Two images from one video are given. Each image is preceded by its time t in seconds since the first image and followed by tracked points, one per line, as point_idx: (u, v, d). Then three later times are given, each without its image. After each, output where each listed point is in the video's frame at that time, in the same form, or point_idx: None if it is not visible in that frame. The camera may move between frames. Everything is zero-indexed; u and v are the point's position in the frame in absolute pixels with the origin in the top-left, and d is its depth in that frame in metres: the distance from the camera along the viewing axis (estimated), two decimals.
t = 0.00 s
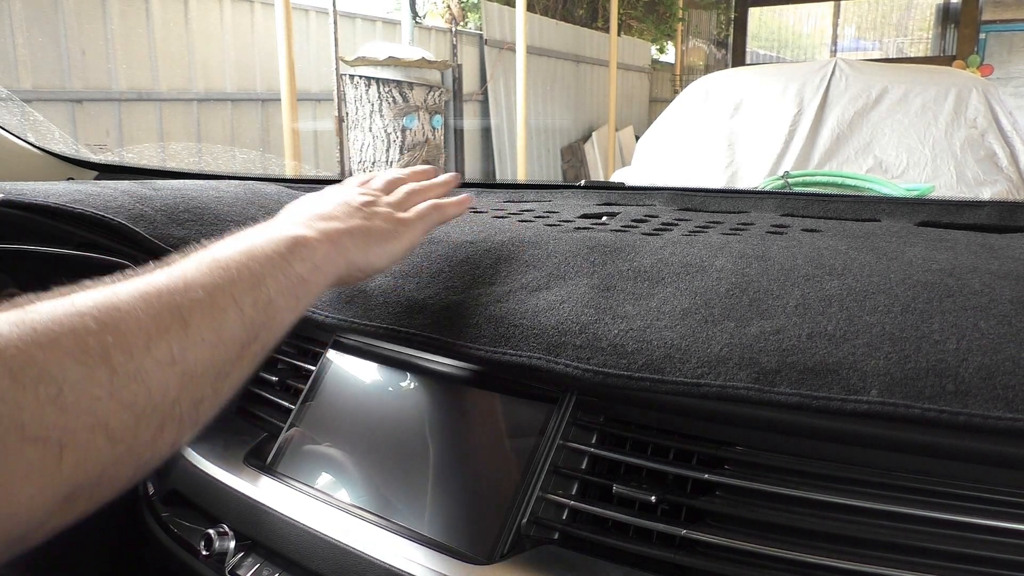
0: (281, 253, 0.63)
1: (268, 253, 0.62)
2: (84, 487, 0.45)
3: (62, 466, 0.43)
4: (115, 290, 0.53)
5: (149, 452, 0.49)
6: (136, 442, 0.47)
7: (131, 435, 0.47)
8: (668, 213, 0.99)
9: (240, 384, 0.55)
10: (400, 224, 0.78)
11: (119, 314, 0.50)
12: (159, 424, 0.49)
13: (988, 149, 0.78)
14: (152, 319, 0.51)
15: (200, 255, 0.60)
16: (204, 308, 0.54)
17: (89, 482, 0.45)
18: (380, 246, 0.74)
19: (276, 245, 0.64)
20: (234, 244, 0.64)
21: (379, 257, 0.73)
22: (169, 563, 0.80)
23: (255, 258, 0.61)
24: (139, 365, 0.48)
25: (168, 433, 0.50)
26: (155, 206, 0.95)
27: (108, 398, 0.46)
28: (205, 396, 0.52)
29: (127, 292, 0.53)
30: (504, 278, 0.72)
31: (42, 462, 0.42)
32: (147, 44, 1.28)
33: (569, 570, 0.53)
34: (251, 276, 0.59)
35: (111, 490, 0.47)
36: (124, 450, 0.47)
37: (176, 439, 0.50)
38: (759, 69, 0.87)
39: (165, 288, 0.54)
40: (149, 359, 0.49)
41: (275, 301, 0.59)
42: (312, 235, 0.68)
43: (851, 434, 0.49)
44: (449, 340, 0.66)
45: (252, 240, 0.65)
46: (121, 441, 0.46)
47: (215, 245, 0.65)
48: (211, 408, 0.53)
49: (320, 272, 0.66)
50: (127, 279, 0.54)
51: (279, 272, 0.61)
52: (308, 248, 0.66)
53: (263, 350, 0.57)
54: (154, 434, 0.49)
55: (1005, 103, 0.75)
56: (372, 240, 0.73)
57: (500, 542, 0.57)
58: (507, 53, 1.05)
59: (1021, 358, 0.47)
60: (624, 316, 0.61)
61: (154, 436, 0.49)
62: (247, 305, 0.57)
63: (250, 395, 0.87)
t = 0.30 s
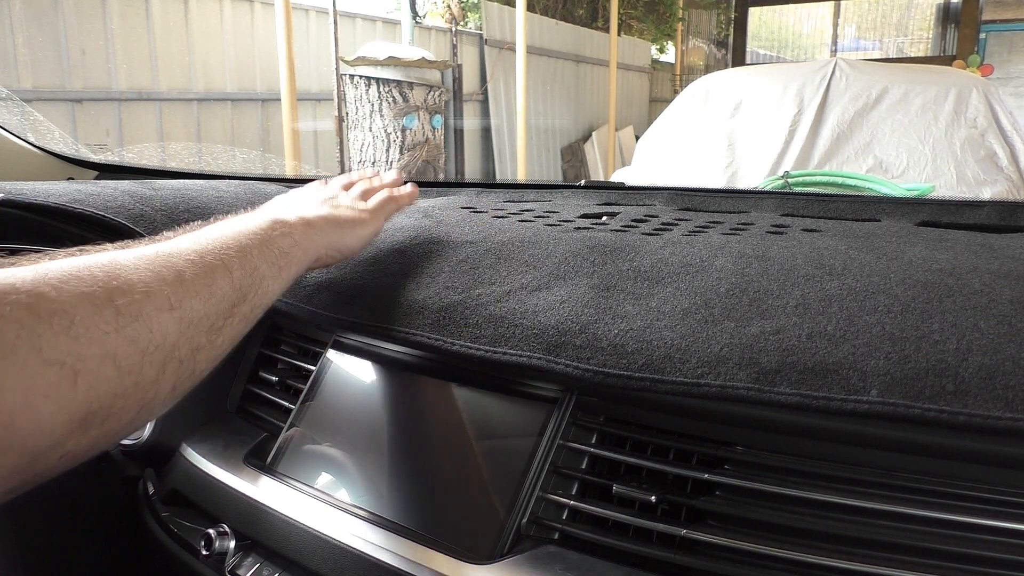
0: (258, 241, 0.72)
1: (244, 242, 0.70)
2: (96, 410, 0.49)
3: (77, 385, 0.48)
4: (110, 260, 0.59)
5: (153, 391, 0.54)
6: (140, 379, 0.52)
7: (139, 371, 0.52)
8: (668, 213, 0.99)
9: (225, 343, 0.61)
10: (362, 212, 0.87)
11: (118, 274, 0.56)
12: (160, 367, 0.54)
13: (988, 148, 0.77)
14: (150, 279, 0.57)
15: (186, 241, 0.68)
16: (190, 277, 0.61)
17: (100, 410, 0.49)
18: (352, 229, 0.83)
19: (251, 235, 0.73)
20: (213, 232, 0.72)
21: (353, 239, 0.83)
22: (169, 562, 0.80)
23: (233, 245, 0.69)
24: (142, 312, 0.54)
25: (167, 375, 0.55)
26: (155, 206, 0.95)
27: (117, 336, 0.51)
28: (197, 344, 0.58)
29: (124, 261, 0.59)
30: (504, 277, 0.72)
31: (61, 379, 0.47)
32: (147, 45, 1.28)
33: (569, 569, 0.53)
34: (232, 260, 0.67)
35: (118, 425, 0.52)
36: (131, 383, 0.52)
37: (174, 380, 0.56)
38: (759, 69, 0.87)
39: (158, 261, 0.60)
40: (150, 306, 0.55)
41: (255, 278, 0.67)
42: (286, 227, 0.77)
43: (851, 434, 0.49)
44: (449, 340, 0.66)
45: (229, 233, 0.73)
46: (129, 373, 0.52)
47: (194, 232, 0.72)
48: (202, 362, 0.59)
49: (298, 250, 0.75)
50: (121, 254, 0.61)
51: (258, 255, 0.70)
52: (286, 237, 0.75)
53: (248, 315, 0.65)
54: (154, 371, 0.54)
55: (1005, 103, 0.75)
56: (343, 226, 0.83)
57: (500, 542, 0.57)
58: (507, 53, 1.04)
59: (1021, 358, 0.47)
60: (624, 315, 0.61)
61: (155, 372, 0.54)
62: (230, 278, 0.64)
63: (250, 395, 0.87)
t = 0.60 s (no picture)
0: (261, 258, 0.72)
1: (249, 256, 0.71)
2: (100, 418, 0.50)
3: (81, 393, 0.49)
4: (116, 270, 0.60)
5: (156, 400, 0.55)
6: (143, 388, 0.54)
7: (142, 380, 0.54)
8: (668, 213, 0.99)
9: (228, 356, 0.63)
10: (373, 230, 0.84)
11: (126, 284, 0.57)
12: (164, 376, 0.56)
13: (988, 148, 0.77)
14: (156, 290, 0.58)
15: (191, 255, 0.69)
16: (195, 289, 0.62)
17: (104, 417, 0.50)
18: (359, 248, 0.79)
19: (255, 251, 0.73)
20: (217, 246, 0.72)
21: (358, 259, 0.78)
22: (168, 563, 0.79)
23: (238, 260, 0.70)
24: (148, 323, 0.55)
25: (170, 385, 0.56)
26: (156, 207, 0.95)
27: (122, 345, 0.53)
28: (199, 356, 0.59)
29: (132, 271, 0.60)
30: (504, 277, 0.72)
31: (65, 387, 0.48)
32: (147, 45, 1.28)
33: (568, 569, 0.53)
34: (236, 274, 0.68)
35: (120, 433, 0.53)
36: (136, 391, 0.53)
37: (178, 390, 0.57)
38: (759, 69, 0.87)
39: (165, 274, 0.62)
40: (155, 316, 0.56)
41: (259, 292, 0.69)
42: (289, 247, 0.76)
43: (851, 434, 0.49)
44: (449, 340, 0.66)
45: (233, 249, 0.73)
46: (132, 382, 0.53)
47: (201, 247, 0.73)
48: (205, 373, 0.60)
49: (303, 268, 0.75)
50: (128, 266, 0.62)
51: (261, 271, 0.71)
52: (287, 256, 0.74)
53: (250, 330, 0.66)
54: (158, 382, 0.55)
55: (1005, 103, 0.75)
56: (349, 244, 0.80)
57: (500, 542, 0.57)
58: (507, 53, 1.05)
59: (1021, 358, 0.47)
60: (624, 315, 0.61)
61: (158, 383, 0.55)
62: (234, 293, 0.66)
63: (250, 395, 0.87)
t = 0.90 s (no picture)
0: (259, 253, 0.72)
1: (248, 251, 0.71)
2: (87, 397, 0.50)
3: (66, 371, 0.49)
4: (112, 259, 0.60)
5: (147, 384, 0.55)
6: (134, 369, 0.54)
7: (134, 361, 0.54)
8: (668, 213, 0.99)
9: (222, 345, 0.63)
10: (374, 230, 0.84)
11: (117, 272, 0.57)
12: (156, 359, 0.56)
13: (988, 149, 0.77)
14: (149, 278, 0.59)
15: (189, 248, 0.69)
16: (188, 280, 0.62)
17: (92, 396, 0.50)
18: (359, 247, 0.79)
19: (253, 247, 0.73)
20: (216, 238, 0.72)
21: (358, 258, 0.78)
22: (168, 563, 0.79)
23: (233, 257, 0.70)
24: (138, 306, 0.56)
25: (160, 370, 0.56)
26: (156, 207, 0.95)
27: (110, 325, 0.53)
28: (192, 343, 0.59)
29: (127, 260, 0.61)
30: (504, 278, 0.72)
31: (50, 365, 0.48)
32: (147, 45, 1.28)
33: (569, 569, 0.53)
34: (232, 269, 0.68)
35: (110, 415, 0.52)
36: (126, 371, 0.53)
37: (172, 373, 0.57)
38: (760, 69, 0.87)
39: (159, 264, 0.62)
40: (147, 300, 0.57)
41: (253, 286, 0.69)
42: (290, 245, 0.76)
43: (852, 434, 0.49)
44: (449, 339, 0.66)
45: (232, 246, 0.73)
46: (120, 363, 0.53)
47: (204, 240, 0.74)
48: (198, 360, 0.60)
49: (303, 265, 0.75)
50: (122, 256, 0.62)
51: (260, 266, 0.71)
52: (287, 252, 0.75)
53: (245, 322, 0.66)
54: (148, 364, 0.55)
55: (1005, 103, 0.75)
56: (350, 242, 0.80)
57: (500, 542, 0.57)
58: (507, 53, 1.05)
59: (1021, 358, 0.47)
60: (624, 316, 0.61)
61: (148, 365, 0.55)
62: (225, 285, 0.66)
63: (250, 395, 0.86)
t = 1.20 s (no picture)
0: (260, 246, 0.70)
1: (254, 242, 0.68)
2: (54, 413, 0.48)
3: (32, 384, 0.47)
4: (104, 249, 0.58)
5: (106, 398, 0.52)
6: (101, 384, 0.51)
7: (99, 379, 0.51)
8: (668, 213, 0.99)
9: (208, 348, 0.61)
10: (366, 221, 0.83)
11: (109, 270, 0.54)
12: (127, 376, 0.53)
13: (988, 149, 0.77)
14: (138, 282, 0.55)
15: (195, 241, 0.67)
16: (184, 282, 0.59)
17: (44, 416, 0.48)
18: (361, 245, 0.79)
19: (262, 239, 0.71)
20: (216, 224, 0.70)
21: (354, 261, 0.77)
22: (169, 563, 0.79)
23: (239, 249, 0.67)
24: (117, 320, 0.53)
25: (139, 381, 0.54)
26: (156, 206, 0.95)
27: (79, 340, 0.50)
28: (178, 353, 0.57)
29: (118, 252, 0.58)
30: (505, 277, 0.72)
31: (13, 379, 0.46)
32: (147, 45, 1.27)
33: (569, 569, 0.53)
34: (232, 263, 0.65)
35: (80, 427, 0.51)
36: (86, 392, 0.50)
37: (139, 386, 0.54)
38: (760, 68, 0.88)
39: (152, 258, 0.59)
40: (124, 311, 0.53)
41: (254, 287, 0.66)
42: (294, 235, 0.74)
43: (852, 434, 0.49)
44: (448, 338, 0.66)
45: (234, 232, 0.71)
46: (94, 376, 0.51)
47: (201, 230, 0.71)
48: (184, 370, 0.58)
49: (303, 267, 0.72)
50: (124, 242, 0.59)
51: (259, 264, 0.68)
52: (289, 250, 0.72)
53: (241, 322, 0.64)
54: (127, 377, 0.53)
55: (1005, 103, 0.75)
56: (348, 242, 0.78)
57: (500, 542, 0.57)
58: (507, 53, 1.06)
59: (1021, 358, 0.47)
60: (624, 316, 0.61)
61: (127, 378, 0.53)
62: (225, 287, 0.63)
63: (250, 395, 0.86)
